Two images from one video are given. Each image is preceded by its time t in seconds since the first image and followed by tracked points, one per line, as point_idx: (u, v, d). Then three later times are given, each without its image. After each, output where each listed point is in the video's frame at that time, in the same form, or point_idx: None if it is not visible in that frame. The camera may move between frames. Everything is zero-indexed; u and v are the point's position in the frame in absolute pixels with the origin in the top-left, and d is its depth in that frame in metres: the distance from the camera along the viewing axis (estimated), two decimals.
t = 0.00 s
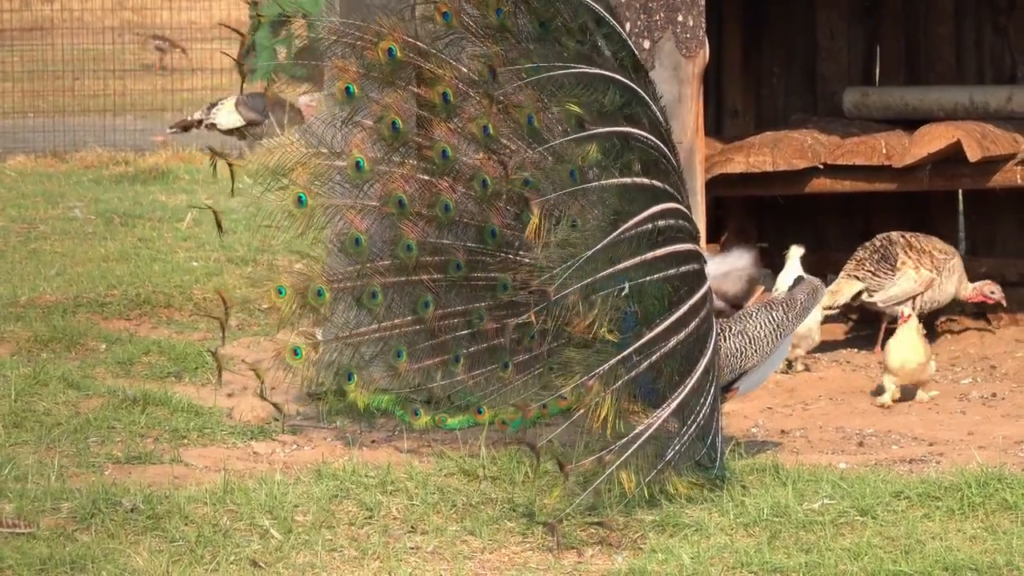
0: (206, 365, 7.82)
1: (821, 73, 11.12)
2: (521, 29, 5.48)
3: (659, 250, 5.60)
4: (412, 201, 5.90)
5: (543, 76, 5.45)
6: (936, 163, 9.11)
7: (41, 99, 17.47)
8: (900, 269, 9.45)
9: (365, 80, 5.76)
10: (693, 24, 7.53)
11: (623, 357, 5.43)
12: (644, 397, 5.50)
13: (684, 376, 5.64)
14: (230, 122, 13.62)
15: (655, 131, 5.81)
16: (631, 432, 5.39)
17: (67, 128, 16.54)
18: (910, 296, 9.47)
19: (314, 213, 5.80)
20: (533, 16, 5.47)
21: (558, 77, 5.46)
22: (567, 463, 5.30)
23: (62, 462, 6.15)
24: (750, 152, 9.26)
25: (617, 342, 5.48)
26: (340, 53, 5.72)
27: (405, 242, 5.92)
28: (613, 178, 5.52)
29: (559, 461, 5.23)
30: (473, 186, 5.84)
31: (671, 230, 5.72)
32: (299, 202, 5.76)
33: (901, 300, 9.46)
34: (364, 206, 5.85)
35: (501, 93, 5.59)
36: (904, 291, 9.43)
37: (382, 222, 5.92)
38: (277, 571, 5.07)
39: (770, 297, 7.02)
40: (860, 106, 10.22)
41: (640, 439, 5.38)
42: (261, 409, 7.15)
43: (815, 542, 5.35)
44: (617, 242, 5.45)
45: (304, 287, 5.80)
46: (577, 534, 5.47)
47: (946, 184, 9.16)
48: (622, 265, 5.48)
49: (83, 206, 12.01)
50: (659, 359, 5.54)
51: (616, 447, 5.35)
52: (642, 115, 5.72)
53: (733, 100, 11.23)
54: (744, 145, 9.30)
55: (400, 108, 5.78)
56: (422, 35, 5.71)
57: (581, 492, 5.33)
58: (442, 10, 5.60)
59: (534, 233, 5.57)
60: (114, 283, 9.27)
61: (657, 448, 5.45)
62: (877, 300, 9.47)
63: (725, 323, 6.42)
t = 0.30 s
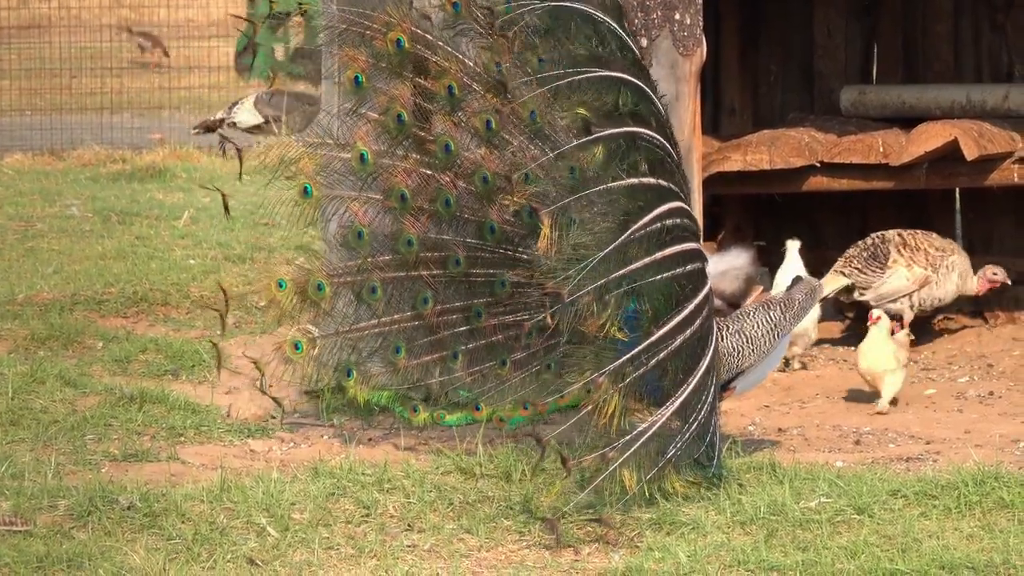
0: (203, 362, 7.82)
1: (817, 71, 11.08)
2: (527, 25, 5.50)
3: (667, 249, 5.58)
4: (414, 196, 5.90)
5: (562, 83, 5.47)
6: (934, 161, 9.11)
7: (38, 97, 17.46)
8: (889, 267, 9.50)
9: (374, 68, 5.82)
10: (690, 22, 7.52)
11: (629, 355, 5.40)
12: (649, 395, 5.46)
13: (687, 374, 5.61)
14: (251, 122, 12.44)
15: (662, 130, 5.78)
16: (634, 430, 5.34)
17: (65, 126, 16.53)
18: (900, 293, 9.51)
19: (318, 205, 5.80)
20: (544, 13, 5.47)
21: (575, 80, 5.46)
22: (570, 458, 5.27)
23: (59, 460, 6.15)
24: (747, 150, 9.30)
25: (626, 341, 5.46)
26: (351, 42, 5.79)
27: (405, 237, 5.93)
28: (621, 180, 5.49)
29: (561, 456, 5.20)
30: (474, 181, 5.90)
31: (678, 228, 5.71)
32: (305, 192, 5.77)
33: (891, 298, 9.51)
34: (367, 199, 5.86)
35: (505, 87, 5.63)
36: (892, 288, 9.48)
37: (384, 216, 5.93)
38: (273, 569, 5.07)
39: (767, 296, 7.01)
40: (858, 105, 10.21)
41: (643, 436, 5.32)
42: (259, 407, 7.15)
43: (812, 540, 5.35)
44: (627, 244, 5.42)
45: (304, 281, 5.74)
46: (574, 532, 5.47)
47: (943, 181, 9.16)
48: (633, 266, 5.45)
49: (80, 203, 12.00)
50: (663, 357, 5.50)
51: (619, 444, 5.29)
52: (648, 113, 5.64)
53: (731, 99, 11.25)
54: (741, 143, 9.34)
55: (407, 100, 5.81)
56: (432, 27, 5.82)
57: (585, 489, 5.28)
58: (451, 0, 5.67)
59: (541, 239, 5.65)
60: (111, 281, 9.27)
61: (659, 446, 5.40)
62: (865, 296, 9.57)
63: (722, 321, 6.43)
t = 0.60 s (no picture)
0: (200, 361, 7.81)
1: (815, 71, 11.08)
2: (527, 19, 5.62)
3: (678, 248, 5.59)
4: (416, 191, 5.88)
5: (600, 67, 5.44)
6: (931, 160, 9.12)
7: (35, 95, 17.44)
8: (885, 264, 9.51)
9: (377, 60, 5.78)
10: (688, 21, 7.50)
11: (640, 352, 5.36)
12: (653, 391, 5.43)
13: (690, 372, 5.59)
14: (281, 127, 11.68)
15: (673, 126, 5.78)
16: (639, 425, 5.31)
17: (62, 125, 16.51)
18: (896, 292, 9.50)
19: (325, 196, 5.76)
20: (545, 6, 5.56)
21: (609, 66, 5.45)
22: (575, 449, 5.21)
23: (56, 458, 6.15)
24: (745, 149, 9.28)
25: (638, 337, 5.41)
26: (355, 34, 5.72)
27: (406, 234, 5.88)
28: (643, 175, 5.50)
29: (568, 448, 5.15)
30: (473, 179, 5.86)
31: (686, 227, 5.72)
32: (313, 185, 5.71)
33: (888, 296, 9.52)
34: (371, 194, 5.84)
35: (505, 82, 5.69)
36: (888, 286, 9.48)
37: (388, 211, 5.88)
38: (271, 568, 5.07)
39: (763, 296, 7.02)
40: (855, 104, 10.18)
41: (647, 433, 5.29)
42: (257, 407, 7.15)
43: (809, 539, 5.36)
44: (641, 240, 5.41)
45: (307, 278, 5.65)
46: (572, 530, 5.47)
47: (941, 180, 9.18)
48: (649, 262, 5.46)
49: (77, 202, 11.99)
50: (672, 354, 5.47)
51: (625, 438, 5.25)
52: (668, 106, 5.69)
53: (728, 99, 11.22)
54: (739, 141, 9.31)
55: (408, 94, 5.77)
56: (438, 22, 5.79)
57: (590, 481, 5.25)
58: None
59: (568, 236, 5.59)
60: (108, 280, 9.26)
61: (661, 442, 5.37)
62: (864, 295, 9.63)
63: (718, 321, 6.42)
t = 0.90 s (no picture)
0: (197, 361, 7.80)
1: (811, 69, 11.08)
2: (520, 18, 5.59)
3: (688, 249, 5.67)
4: (416, 188, 5.85)
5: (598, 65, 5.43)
6: (928, 158, 9.12)
7: (31, 95, 17.42)
8: (902, 259, 9.41)
9: (370, 57, 5.79)
10: (685, 19, 7.50)
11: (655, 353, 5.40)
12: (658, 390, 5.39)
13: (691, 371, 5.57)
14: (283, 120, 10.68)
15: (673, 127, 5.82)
16: (646, 423, 5.27)
17: (58, 124, 16.50)
18: (911, 287, 9.40)
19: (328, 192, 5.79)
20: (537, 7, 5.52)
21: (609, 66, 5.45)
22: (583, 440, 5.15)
23: (53, 458, 6.15)
24: (740, 148, 9.33)
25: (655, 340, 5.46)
26: (348, 32, 5.74)
27: (406, 231, 5.88)
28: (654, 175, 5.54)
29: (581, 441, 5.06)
30: (468, 177, 5.83)
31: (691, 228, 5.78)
32: (316, 181, 5.75)
33: (903, 290, 9.42)
34: (373, 190, 5.85)
35: (497, 81, 5.68)
36: (904, 281, 9.39)
37: (389, 209, 5.89)
38: (268, 566, 5.07)
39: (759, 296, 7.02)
40: (852, 102, 10.19)
41: (652, 431, 5.24)
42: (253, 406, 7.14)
43: (806, 537, 5.36)
44: (663, 240, 5.48)
45: (306, 274, 5.65)
46: (569, 529, 5.47)
47: (937, 179, 9.18)
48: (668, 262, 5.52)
49: (73, 201, 11.98)
50: (677, 353, 5.47)
51: (633, 435, 5.20)
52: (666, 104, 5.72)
53: (724, 97, 11.26)
54: (734, 140, 9.35)
55: (404, 90, 5.79)
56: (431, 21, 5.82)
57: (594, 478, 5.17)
58: None
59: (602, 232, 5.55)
60: (105, 279, 9.25)
61: (664, 441, 5.33)
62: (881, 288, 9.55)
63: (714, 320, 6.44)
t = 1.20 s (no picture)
0: (196, 359, 7.80)
1: (809, 68, 11.05)
2: (514, 19, 5.50)
3: (682, 253, 5.68)
4: (415, 187, 5.79)
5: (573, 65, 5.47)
6: (926, 157, 9.11)
7: (29, 93, 17.43)
8: (908, 253, 9.43)
9: (367, 56, 5.58)
10: (683, 18, 7.50)
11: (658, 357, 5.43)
12: (659, 391, 5.39)
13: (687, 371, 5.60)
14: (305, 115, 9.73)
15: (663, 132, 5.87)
16: (649, 424, 5.29)
17: (57, 122, 16.49)
18: (914, 282, 9.41)
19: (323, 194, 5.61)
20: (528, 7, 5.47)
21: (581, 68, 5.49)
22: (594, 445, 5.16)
23: (51, 456, 6.15)
24: (739, 147, 9.29)
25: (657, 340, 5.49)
26: (344, 33, 5.51)
27: (403, 231, 5.82)
28: (642, 181, 5.59)
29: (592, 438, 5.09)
30: (468, 175, 5.80)
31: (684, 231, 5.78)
32: (311, 183, 5.56)
33: (907, 284, 9.43)
34: (371, 189, 5.74)
35: (495, 82, 5.64)
36: (907, 274, 9.40)
37: (386, 208, 5.81)
38: (266, 565, 5.07)
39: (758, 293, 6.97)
40: (850, 100, 10.18)
41: (655, 432, 5.27)
42: (252, 405, 7.14)
43: (804, 536, 5.36)
44: (658, 242, 5.55)
45: (300, 274, 5.54)
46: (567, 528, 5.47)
47: (935, 177, 9.18)
48: (665, 266, 5.59)
49: (72, 200, 11.98)
50: (674, 354, 5.47)
51: (638, 437, 5.22)
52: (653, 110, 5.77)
53: (723, 95, 11.20)
54: (733, 139, 9.32)
55: (405, 90, 5.66)
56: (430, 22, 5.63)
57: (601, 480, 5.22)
58: None
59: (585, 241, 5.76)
60: (103, 277, 9.25)
61: (664, 441, 5.36)
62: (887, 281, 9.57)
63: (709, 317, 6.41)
